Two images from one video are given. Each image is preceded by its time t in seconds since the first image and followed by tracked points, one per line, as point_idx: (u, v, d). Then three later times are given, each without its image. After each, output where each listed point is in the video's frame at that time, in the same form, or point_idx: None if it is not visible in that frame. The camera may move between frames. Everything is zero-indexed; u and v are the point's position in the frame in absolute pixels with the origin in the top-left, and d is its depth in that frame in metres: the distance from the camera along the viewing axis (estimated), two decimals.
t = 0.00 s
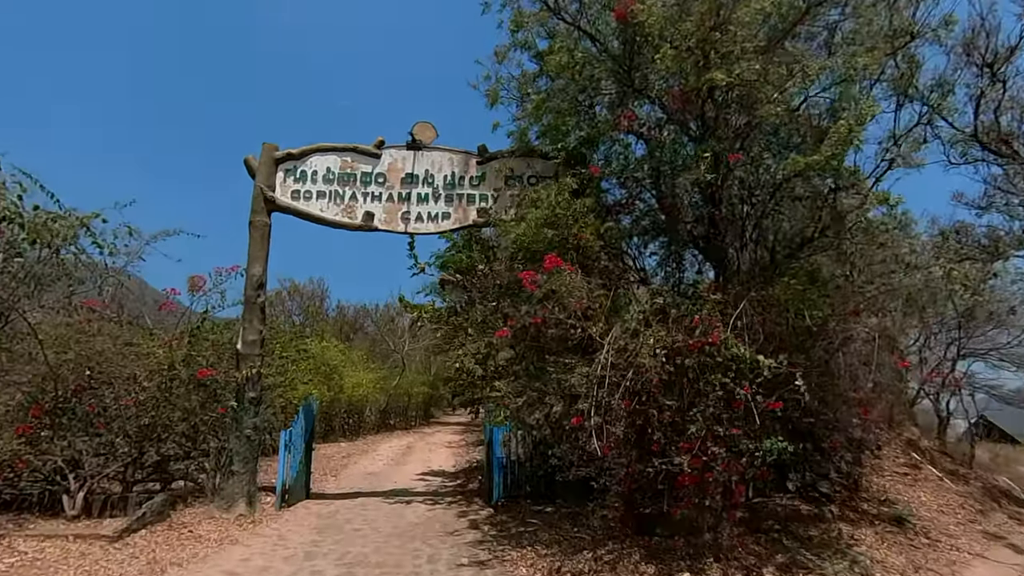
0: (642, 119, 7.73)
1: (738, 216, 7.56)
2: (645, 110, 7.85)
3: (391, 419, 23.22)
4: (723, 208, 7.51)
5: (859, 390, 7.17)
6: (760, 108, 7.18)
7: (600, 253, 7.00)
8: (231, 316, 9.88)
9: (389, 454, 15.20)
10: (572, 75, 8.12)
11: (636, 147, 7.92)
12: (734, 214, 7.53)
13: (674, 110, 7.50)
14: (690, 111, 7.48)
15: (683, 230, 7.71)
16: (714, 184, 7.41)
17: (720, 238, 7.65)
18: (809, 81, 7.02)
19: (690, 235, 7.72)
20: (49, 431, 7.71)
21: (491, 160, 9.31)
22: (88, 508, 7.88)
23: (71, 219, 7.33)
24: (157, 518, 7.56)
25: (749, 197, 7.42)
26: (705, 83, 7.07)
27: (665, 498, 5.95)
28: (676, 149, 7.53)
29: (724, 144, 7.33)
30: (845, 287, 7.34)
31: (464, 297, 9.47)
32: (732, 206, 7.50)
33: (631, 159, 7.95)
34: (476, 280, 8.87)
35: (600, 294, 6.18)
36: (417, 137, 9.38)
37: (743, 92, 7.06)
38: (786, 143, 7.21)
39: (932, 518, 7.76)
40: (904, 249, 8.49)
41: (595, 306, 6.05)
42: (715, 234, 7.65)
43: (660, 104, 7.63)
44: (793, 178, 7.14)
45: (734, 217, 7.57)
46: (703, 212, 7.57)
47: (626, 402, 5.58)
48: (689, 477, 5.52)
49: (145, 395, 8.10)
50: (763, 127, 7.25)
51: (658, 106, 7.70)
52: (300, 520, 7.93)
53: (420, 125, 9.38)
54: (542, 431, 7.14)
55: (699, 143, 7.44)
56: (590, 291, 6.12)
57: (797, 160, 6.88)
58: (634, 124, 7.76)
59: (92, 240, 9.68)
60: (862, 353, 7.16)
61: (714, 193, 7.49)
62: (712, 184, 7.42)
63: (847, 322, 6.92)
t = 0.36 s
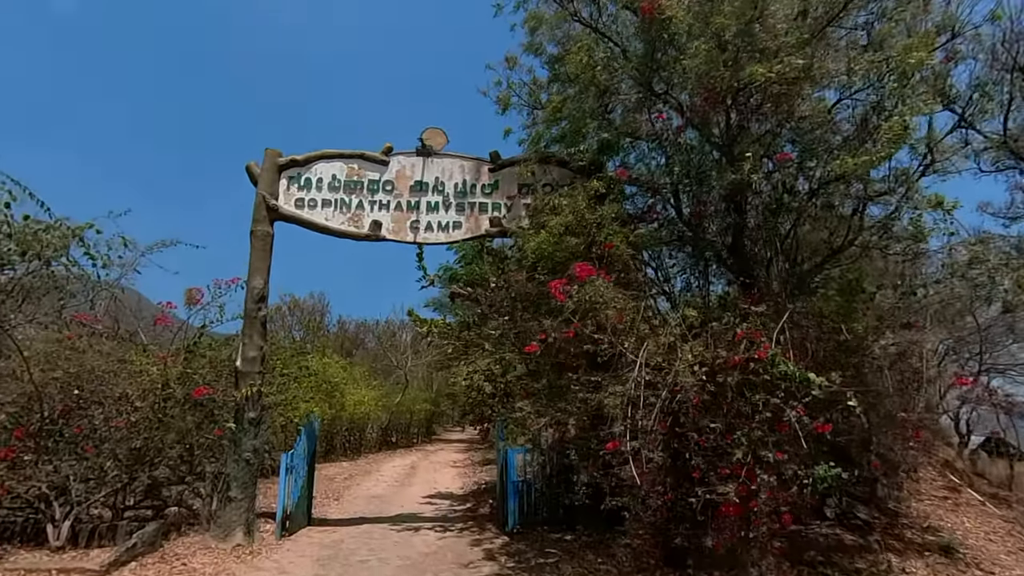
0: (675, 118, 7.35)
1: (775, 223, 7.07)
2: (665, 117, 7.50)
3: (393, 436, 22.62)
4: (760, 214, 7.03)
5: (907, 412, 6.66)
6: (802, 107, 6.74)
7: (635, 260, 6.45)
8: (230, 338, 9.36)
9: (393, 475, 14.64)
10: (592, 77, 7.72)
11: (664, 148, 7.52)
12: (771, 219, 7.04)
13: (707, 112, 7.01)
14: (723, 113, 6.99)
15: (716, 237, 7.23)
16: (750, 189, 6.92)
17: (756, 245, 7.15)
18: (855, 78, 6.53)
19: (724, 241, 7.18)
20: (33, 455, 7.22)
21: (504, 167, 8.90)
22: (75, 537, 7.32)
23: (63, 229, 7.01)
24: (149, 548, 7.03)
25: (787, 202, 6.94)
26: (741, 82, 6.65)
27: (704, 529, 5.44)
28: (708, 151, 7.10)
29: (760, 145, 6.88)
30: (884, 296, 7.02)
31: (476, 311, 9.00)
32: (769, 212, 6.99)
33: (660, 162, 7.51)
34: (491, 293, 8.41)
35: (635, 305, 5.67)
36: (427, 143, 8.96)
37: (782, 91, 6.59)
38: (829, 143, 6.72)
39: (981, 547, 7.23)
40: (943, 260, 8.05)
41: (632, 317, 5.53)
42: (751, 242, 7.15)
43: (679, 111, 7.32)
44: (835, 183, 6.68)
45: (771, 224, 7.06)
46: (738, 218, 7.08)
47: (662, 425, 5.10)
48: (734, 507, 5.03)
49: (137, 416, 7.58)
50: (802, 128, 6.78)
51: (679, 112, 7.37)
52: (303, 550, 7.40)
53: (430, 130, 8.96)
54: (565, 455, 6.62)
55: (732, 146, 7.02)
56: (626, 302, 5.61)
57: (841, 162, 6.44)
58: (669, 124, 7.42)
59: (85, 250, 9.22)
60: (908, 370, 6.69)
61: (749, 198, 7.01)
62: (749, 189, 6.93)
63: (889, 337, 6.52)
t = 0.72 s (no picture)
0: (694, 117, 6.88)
1: (797, 229, 6.68)
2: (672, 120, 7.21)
3: (391, 454, 22.05)
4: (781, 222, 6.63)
5: (942, 431, 6.24)
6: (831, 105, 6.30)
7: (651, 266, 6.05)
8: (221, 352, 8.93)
9: (391, 495, 14.10)
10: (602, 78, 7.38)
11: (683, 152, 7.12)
12: (793, 224, 6.68)
13: (725, 113, 6.62)
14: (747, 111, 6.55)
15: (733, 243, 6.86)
16: (769, 193, 6.58)
17: (780, 253, 6.74)
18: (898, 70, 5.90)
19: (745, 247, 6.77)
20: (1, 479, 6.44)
21: (508, 174, 8.54)
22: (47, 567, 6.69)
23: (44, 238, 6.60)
24: None
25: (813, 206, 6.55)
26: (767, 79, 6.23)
27: (731, 561, 4.97)
28: (727, 155, 6.69)
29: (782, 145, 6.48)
30: (919, 306, 6.57)
31: (479, 323, 8.56)
32: (790, 219, 6.63)
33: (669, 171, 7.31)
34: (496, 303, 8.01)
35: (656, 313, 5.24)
36: (429, 148, 8.59)
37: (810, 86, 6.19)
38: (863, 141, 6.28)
39: None
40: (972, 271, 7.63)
41: (653, 327, 5.10)
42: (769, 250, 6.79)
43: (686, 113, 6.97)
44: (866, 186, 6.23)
45: (791, 230, 6.68)
46: (757, 225, 6.70)
47: (682, 446, 4.68)
48: (764, 538, 4.57)
49: (119, 434, 7.02)
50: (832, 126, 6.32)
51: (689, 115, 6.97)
52: None
53: (431, 135, 8.60)
54: (575, 477, 6.17)
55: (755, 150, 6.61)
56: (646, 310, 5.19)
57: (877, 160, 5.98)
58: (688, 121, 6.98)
59: (70, 261, 8.83)
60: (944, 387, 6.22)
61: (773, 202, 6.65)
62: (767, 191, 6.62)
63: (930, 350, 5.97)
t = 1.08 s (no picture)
0: (715, 120, 6.60)
1: (825, 237, 6.40)
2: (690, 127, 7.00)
3: (392, 473, 21.56)
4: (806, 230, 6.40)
5: (984, 451, 5.87)
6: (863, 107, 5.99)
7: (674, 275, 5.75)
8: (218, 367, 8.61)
9: (393, 516, 13.65)
10: (618, 83, 7.13)
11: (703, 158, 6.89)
12: (820, 233, 6.38)
13: (752, 115, 6.27)
14: (775, 112, 6.20)
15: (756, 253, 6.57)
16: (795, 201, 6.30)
17: (805, 263, 6.48)
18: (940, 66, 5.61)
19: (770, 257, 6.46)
20: None
21: (519, 183, 8.26)
22: None
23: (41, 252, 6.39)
24: None
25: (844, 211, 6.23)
26: (799, 78, 5.94)
27: None
28: (751, 161, 6.39)
29: (812, 146, 6.10)
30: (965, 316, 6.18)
31: (489, 337, 8.22)
32: (817, 225, 6.37)
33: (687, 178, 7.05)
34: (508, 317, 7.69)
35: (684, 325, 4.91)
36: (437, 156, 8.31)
37: (843, 83, 5.86)
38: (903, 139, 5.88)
39: None
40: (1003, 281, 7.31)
41: (682, 340, 4.78)
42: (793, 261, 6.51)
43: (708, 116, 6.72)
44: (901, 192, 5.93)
45: (818, 239, 6.39)
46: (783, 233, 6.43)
47: (716, 466, 4.37)
48: (807, 568, 4.21)
49: (113, 455, 6.68)
50: (868, 128, 5.98)
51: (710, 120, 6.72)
52: None
53: (440, 143, 8.33)
54: (594, 500, 5.80)
55: (783, 152, 6.28)
56: (675, 322, 4.87)
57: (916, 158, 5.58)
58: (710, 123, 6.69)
59: (64, 272, 8.51)
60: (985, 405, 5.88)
61: (799, 209, 6.38)
62: (795, 194, 6.34)
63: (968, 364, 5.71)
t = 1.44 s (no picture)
0: (728, 125, 6.31)
1: (845, 248, 6.09)
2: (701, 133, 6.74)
3: (391, 492, 21.09)
4: (826, 240, 6.06)
5: None
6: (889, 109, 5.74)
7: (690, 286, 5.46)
8: (212, 384, 8.28)
9: (392, 538, 13.21)
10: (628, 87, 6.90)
11: (714, 166, 6.64)
12: (842, 243, 6.07)
13: (772, 116, 6.04)
14: (797, 113, 5.98)
15: (774, 263, 6.26)
16: (813, 209, 6.03)
17: (825, 275, 6.14)
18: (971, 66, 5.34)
19: (788, 268, 6.15)
20: None
21: (524, 192, 8.00)
22: None
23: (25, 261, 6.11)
24: None
25: (866, 221, 5.91)
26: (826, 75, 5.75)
27: None
28: (771, 166, 6.13)
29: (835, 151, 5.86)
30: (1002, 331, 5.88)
31: (493, 352, 7.90)
32: (837, 235, 6.04)
33: (699, 186, 6.79)
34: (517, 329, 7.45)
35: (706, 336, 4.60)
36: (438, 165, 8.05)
37: (867, 82, 5.68)
38: (930, 141, 5.54)
39: None
40: None
41: (703, 354, 4.45)
42: (814, 272, 6.19)
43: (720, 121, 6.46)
44: (925, 202, 5.64)
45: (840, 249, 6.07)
46: (800, 243, 6.11)
47: (740, 491, 4.08)
48: None
49: (96, 475, 6.31)
50: (892, 131, 5.75)
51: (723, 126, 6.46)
52: None
53: (442, 151, 8.08)
54: (607, 526, 5.44)
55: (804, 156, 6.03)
56: (694, 334, 4.55)
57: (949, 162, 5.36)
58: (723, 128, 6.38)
59: (52, 284, 8.21)
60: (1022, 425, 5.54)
61: (818, 218, 6.05)
62: (813, 202, 6.02)
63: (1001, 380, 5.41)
